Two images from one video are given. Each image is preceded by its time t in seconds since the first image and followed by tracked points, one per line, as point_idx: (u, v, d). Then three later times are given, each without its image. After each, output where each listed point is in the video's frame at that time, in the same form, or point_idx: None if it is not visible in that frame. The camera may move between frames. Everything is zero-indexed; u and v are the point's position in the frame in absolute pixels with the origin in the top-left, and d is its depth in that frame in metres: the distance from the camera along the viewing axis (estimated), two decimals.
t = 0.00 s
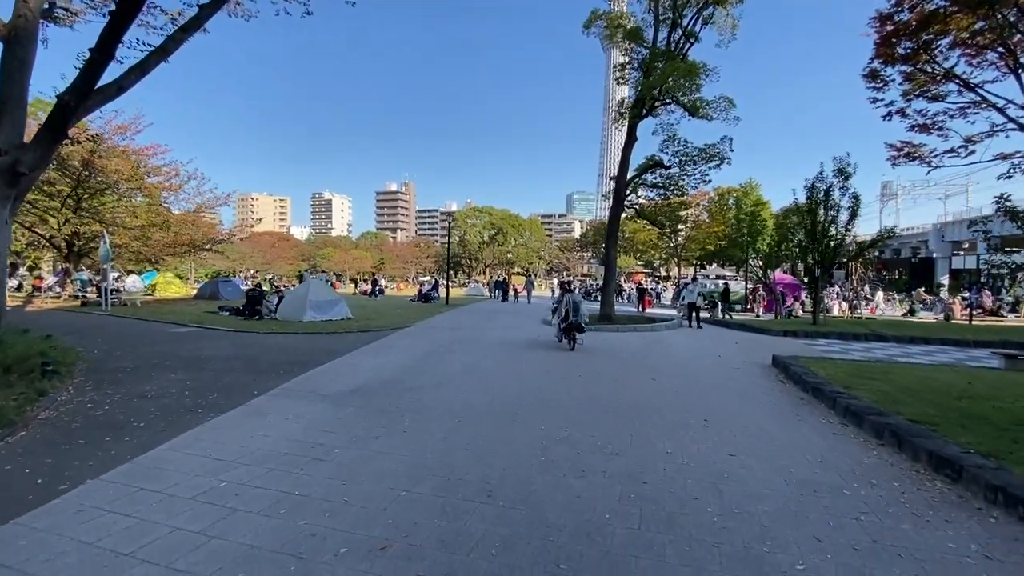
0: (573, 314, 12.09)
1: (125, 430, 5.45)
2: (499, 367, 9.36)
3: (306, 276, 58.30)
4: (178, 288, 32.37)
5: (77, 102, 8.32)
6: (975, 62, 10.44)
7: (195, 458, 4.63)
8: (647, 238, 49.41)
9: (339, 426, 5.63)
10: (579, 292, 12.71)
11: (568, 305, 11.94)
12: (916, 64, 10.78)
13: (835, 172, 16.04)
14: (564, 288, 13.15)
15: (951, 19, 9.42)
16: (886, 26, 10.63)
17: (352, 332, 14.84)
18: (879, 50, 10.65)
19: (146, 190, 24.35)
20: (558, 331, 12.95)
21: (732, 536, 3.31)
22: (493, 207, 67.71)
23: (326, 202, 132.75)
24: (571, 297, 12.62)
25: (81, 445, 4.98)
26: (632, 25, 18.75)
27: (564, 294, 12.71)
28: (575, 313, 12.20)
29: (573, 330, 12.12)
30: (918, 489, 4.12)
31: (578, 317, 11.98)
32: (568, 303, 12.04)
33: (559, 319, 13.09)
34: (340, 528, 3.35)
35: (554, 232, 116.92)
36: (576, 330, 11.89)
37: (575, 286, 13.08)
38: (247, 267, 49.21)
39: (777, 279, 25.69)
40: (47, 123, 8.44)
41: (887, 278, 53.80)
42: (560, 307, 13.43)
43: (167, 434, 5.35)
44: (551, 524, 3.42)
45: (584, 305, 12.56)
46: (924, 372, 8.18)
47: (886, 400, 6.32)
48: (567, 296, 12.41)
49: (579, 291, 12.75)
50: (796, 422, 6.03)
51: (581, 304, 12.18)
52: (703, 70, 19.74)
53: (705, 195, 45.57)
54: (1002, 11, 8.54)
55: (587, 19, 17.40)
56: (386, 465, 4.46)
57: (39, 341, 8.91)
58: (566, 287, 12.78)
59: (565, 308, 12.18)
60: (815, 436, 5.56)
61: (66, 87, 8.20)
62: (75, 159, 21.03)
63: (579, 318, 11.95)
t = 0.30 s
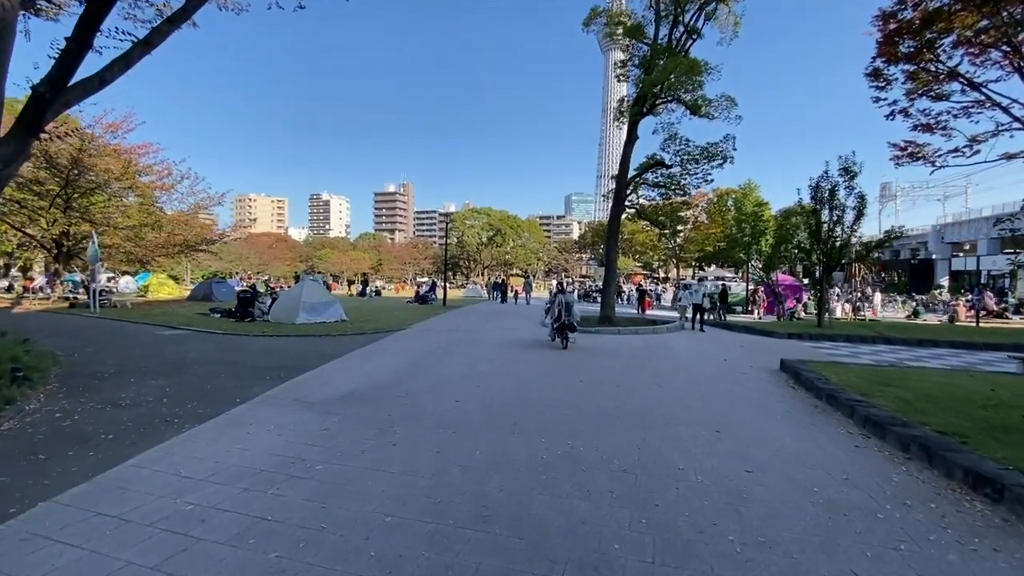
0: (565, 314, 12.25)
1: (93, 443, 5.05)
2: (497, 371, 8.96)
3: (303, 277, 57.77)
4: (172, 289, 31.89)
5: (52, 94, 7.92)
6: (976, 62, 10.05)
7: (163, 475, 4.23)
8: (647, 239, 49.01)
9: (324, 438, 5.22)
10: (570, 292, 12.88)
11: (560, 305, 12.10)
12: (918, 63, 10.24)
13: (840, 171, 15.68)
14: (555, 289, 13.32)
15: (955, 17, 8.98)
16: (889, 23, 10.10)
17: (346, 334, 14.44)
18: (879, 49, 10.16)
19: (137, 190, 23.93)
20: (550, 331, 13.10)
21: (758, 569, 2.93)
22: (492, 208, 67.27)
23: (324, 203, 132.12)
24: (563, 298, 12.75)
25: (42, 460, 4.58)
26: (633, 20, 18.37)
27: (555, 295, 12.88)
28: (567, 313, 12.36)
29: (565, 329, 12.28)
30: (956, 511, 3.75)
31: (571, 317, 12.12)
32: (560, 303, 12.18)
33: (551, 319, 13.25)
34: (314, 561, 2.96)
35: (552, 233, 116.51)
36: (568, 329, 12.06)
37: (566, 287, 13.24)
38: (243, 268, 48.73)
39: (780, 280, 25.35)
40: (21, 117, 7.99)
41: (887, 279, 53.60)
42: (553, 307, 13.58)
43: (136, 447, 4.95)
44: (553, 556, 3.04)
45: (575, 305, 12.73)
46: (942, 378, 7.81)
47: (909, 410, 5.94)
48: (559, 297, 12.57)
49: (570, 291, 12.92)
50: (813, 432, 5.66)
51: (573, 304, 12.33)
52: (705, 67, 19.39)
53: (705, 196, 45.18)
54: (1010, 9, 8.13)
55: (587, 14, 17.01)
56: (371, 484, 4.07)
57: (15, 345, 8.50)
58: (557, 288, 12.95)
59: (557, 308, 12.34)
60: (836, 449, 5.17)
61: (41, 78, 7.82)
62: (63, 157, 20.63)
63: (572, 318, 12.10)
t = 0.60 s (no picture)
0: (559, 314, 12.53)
1: (55, 461, 4.62)
2: (494, 378, 8.56)
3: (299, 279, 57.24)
4: (164, 291, 31.34)
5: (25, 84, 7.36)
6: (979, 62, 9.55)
7: (126, 499, 3.82)
8: (645, 240, 48.73)
9: (307, 453, 4.81)
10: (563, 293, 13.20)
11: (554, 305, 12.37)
12: (922, 63, 9.64)
13: (846, 171, 15.33)
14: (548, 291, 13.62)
15: (959, 16, 8.53)
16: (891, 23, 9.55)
17: (339, 338, 14.02)
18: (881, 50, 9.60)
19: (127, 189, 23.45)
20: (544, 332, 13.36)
21: None
22: (489, 210, 66.91)
23: (321, 204, 131.51)
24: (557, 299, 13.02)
25: None
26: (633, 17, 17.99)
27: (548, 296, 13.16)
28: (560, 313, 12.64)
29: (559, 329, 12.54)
30: (1008, 541, 3.37)
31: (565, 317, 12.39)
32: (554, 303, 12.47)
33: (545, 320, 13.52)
34: None
35: (550, 235, 116.19)
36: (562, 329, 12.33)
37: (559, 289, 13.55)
38: (238, 270, 48.18)
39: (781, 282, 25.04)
40: None
41: (887, 281, 53.46)
42: (546, 308, 13.87)
43: (101, 465, 4.53)
44: None
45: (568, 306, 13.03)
46: (962, 386, 7.45)
47: (935, 422, 5.57)
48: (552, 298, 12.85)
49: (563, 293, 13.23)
50: (835, 446, 5.29)
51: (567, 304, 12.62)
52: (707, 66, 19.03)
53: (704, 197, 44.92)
54: (1018, 5, 7.70)
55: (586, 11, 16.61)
56: (357, 510, 3.67)
57: None
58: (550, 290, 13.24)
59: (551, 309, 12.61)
60: (861, 465, 4.79)
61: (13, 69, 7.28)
62: (50, 156, 20.15)
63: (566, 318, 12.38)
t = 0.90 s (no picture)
0: (549, 314, 12.86)
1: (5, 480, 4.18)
2: (490, 383, 8.16)
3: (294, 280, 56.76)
4: (154, 292, 30.78)
5: None
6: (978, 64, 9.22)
7: (74, 526, 3.40)
8: (643, 242, 48.52)
9: (284, 469, 4.40)
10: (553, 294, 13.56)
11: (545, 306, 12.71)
12: (922, 63, 9.20)
13: (850, 170, 15.00)
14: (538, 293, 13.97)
15: (961, 13, 8.15)
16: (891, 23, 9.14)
17: (330, 341, 13.56)
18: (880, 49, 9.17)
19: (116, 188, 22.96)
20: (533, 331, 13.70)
21: None
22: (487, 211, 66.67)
23: (318, 205, 131.10)
24: (548, 300, 13.35)
25: None
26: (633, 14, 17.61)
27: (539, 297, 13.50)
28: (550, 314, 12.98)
29: (549, 329, 12.90)
30: None
31: (555, 318, 12.73)
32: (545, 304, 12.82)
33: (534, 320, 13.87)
34: None
35: (548, 237, 116.24)
36: (552, 329, 12.66)
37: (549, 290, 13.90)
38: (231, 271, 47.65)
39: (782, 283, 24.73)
40: None
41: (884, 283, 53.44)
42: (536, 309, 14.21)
43: (56, 483, 4.10)
44: None
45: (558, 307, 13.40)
46: (981, 392, 7.09)
47: (962, 433, 5.20)
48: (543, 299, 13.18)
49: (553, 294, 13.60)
50: (857, 460, 4.92)
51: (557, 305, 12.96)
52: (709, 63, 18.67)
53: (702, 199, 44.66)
54: None
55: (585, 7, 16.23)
56: (335, 538, 3.27)
57: None
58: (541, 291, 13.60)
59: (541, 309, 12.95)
60: (888, 482, 4.41)
61: None
62: (36, 153, 19.70)
63: (556, 318, 12.72)
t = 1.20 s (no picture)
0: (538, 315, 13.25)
1: None
2: (485, 391, 7.75)
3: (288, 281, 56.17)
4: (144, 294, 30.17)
5: None
6: (978, 63, 8.91)
7: (8, 562, 2.98)
8: (640, 243, 48.31)
9: (255, 490, 3.98)
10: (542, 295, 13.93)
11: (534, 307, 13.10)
12: (922, 63, 8.85)
13: (854, 169, 14.69)
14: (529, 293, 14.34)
15: (962, 14, 7.69)
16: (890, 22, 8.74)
17: (320, 344, 13.11)
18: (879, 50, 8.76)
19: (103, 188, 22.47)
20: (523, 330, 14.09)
21: None
22: (483, 212, 66.41)
23: (314, 206, 130.43)
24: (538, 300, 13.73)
25: None
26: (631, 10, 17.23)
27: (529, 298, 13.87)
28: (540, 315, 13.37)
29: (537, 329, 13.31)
30: None
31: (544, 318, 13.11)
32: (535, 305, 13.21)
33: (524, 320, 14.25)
34: None
35: (544, 238, 116.08)
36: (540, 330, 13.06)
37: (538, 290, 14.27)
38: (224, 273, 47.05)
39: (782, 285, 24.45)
40: None
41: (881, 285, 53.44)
42: (526, 308, 14.57)
43: None
44: None
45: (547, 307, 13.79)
46: (1002, 400, 6.74)
47: (992, 447, 4.83)
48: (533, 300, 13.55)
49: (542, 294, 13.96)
50: (881, 477, 4.54)
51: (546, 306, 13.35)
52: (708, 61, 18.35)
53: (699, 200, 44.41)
54: None
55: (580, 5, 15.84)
56: None
57: None
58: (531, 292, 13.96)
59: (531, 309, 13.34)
60: (919, 504, 4.03)
61: None
62: (20, 151, 19.23)
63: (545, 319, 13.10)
